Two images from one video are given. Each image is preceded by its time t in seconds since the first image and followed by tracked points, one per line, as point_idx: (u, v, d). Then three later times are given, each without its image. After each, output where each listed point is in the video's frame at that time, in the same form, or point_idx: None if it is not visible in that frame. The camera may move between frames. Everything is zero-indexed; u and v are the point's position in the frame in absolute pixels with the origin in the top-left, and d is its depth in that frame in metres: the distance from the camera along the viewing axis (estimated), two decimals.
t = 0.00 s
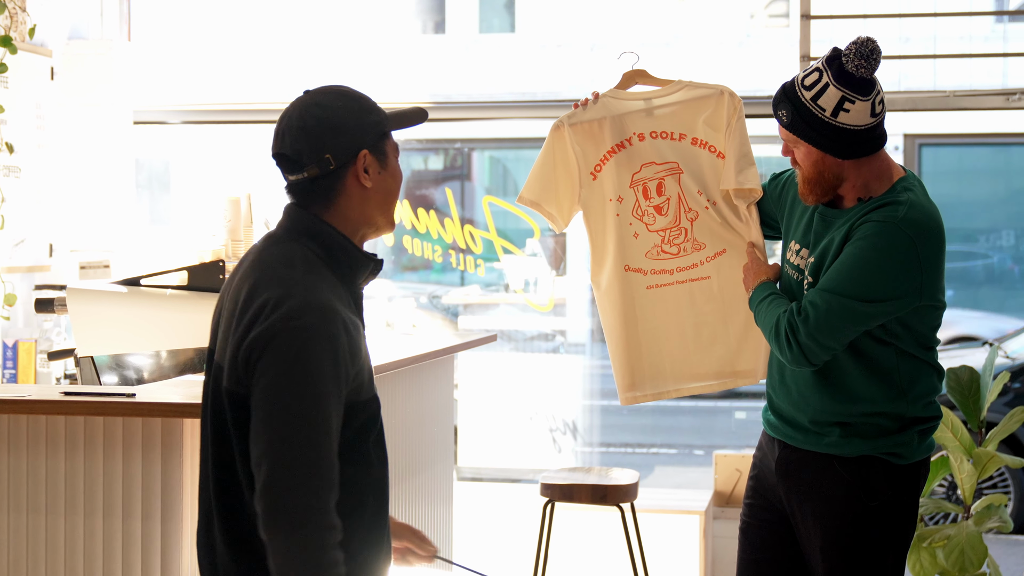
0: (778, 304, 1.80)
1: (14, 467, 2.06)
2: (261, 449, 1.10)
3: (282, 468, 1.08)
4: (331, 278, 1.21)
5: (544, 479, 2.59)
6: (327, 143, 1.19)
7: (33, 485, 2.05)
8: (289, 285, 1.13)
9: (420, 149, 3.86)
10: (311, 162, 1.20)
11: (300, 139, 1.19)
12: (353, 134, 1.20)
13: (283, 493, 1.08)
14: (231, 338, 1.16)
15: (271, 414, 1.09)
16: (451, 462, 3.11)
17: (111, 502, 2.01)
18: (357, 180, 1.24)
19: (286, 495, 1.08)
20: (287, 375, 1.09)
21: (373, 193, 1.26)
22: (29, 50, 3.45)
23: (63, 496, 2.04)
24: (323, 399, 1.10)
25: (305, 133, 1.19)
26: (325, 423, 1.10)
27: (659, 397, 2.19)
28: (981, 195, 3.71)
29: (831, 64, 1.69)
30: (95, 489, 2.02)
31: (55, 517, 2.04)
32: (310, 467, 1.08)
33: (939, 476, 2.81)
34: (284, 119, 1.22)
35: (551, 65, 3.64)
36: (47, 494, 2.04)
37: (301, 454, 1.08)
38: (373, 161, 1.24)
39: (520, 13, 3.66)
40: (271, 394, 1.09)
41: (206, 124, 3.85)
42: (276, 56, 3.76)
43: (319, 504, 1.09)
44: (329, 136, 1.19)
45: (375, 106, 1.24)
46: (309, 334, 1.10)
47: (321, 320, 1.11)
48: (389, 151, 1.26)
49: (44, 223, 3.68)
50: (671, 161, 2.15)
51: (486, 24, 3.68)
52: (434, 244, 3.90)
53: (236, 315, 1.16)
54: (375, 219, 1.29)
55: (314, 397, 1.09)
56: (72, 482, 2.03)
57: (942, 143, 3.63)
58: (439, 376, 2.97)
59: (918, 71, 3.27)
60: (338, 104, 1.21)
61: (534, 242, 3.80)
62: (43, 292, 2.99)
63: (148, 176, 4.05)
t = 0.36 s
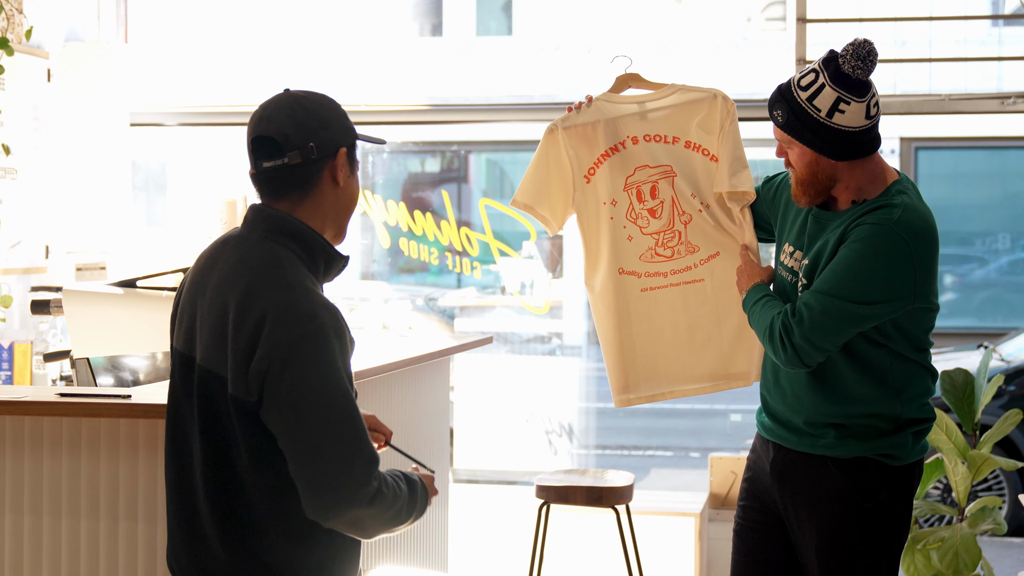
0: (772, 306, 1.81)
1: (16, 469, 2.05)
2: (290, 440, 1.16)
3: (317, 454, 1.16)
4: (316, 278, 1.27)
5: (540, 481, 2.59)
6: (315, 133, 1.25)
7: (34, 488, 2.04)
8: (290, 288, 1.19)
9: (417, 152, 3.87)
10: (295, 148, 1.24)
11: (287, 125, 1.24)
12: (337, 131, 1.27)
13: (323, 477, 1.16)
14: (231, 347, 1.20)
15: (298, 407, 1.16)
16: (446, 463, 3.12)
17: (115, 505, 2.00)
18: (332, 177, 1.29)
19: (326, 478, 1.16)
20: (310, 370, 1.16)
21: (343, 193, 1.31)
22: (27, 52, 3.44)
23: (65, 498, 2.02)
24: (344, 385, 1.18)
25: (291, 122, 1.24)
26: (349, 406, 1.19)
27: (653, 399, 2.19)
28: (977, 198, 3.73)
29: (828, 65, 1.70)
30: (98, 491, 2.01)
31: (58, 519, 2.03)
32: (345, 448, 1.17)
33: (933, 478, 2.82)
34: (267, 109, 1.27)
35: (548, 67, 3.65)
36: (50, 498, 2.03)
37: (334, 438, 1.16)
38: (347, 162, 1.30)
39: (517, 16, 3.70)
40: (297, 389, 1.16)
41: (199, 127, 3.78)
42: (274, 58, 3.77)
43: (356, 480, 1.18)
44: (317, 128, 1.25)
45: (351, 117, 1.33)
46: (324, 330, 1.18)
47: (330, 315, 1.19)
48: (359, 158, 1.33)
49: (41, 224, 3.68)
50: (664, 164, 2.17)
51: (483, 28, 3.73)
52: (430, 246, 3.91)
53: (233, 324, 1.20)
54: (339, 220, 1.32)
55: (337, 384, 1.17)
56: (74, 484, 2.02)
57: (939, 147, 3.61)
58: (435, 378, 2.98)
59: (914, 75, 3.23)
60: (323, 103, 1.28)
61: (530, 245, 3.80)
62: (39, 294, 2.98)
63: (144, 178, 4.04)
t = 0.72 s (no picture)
0: (764, 308, 1.81)
1: (10, 470, 2.02)
2: (227, 427, 1.20)
3: (246, 441, 1.18)
4: (282, 271, 1.29)
5: (534, 482, 2.59)
6: (281, 143, 1.27)
7: (28, 488, 2.02)
8: (240, 282, 1.22)
9: (413, 153, 3.87)
10: (264, 160, 1.27)
11: (253, 138, 1.27)
12: (303, 136, 1.29)
13: (250, 465, 1.18)
14: (190, 337, 1.27)
15: (234, 395, 1.19)
16: (441, 465, 3.12)
17: (110, 506, 1.97)
18: (305, 179, 1.32)
19: (255, 467, 1.18)
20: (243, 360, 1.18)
21: (318, 192, 1.34)
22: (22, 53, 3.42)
23: (59, 499, 2.00)
24: (279, 375, 1.19)
25: (257, 134, 1.27)
26: (283, 396, 1.19)
27: (647, 400, 2.20)
28: (972, 201, 3.74)
29: (816, 68, 1.70)
30: (93, 491, 1.98)
31: (52, 520, 2.00)
32: (273, 438, 1.18)
33: (928, 479, 2.83)
34: (236, 121, 1.30)
35: (544, 69, 3.66)
36: (44, 498, 2.01)
37: (263, 427, 1.17)
38: (320, 161, 1.33)
39: (513, 18, 3.70)
40: (231, 378, 1.19)
41: (196, 128, 3.80)
42: (272, 59, 3.78)
43: (283, 469, 1.18)
44: (283, 137, 1.27)
45: (320, 112, 1.34)
46: (261, 322, 1.19)
47: (272, 307, 1.20)
48: (333, 152, 1.36)
49: (37, 226, 3.66)
50: (658, 167, 2.17)
51: (478, 29, 3.72)
52: (425, 248, 3.91)
53: (195, 314, 1.26)
54: (319, 215, 1.36)
55: (270, 375, 1.18)
56: (69, 486, 1.99)
57: (934, 149, 3.59)
58: (430, 379, 2.98)
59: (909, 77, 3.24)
60: (289, 107, 1.30)
61: (525, 246, 3.81)
62: (34, 296, 2.98)
63: (139, 180, 4.06)
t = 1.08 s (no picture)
0: (755, 309, 1.81)
1: None
2: (218, 411, 1.22)
3: (237, 421, 1.20)
4: (262, 257, 1.32)
5: (526, 483, 2.60)
6: (246, 141, 1.30)
7: (18, 487, 2.04)
8: (218, 272, 1.26)
9: (407, 155, 3.88)
10: (230, 160, 1.30)
11: (219, 139, 1.30)
12: (268, 134, 1.32)
13: (244, 444, 1.20)
14: (177, 331, 1.31)
15: (221, 378, 1.21)
16: (434, 467, 3.12)
17: (97, 506, 2.00)
18: (274, 177, 1.35)
19: (248, 445, 1.19)
20: (225, 342, 1.21)
21: (288, 189, 1.37)
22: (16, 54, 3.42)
23: (48, 498, 2.03)
24: (262, 353, 1.21)
25: (223, 135, 1.30)
26: (268, 374, 1.21)
27: (639, 402, 2.20)
28: (967, 204, 3.74)
29: (806, 69, 1.70)
30: (79, 491, 2.02)
31: (40, 519, 2.03)
32: (263, 414, 1.19)
33: (920, 480, 2.84)
34: (203, 124, 1.33)
35: (538, 70, 3.66)
36: (32, 498, 2.04)
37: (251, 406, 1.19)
38: (287, 158, 1.36)
39: (507, 19, 3.71)
40: (216, 361, 1.21)
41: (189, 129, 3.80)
42: (266, 60, 3.78)
43: (276, 444, 1.19)
44: (247, 136, 1.30)
45: (285, 112, 1.37)
46: (239, 303, 1.22)
47: (248, 289, 1.23)
48: (300, 149, 1.38)
49: (31, 227, 3.65)
50: (650, 168, 2.17)
51: (473, 30, 3.73)
52: (419, 249, 3.92)
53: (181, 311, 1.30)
54: (293, 211, 1.39)
55: (253, 354, 1.20)
56: (59, 484, 2.02)
57: (928, 150, 3.64)
58: (423, 381, 2.98)
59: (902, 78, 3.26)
60: (252, 107, 1.33)
61: (518, 248, 3.83)
62: (28, 296, 2.98)
63: (133, 181, 4.07)
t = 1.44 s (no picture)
0: (747, 309, 1.81)
1: None
2: (221, 425, 1.24)
3: (243, 436, 1.22)
4: (254, 268, 1.34)
5: (519, 482, 2.60)
6: (229, 152, 1.32)
7: (6, 486, 2.06)
8: (213, 285, 1.28)
9: (400, 155, 3.88)
10: (215, 171, 1.32)
11: (203, 150, 1.31)
12: (252, 144, 1.33)
13: (252, 459, 1.22)
14: (170, 344, 1.32)
15: (221, 392, 1.23)
16: (427, 466, 3.12)
17: (88, 505, 2.01)
18: (259, 185, 1.36)
19: (256, 460, 1.22)
20: (228, 357, 1.23)
21: (274, 198, 1.38)
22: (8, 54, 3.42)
23: (38, 497, 2.04)
24: (266, 368, 1.23)
25: (206, 146, 1.32)
26: (273, 388, 1.24)
27: (630, 401, 2.20)
28: (961, 203, 3.73)
29: (799, 69, 1.70)
30: (68, 491, 2.02)
31: (30, 518, 2.04)
32: (271, 428, 1.22)
33: (912, 479, 2.85)
34: (187, 134, 1.34)
35: (532, 70, 3.67)
36: (22, 498, 2.05)
37: (258, 420, 1.22)
38: (272, 167, 1.37)
39: (501, 19, 3.71)
40: (219, 376, 1.23)
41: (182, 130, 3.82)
42: (259, 61, 3.79)
43: (285, 458, 1.23)
44: (230, 146, 1.32)
45: (270, 118, 1.38)
46: (239, 318, 1.24)
47: (247, 303, 1.25)
48: (285, 156, 1.40)
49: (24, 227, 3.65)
50: (641, 167, 2.18)
51: (466, 30, 3.73)
52: (412, 249, 3.92)
53: (173, 325, 1.31)
54: (281, 219, 1.41)
55: (258, 368, 1.23)
56: (46, 482, 2.03)
57: (920, 151, 3.66)
58: (416, 381, 2.98)
59: (894, 79, 3.29)
60: (235, 116, 1.34)
61: (512, 248, 3.83)
62: (21, 296, 2.98)
63: (126, 181, 4.07)
